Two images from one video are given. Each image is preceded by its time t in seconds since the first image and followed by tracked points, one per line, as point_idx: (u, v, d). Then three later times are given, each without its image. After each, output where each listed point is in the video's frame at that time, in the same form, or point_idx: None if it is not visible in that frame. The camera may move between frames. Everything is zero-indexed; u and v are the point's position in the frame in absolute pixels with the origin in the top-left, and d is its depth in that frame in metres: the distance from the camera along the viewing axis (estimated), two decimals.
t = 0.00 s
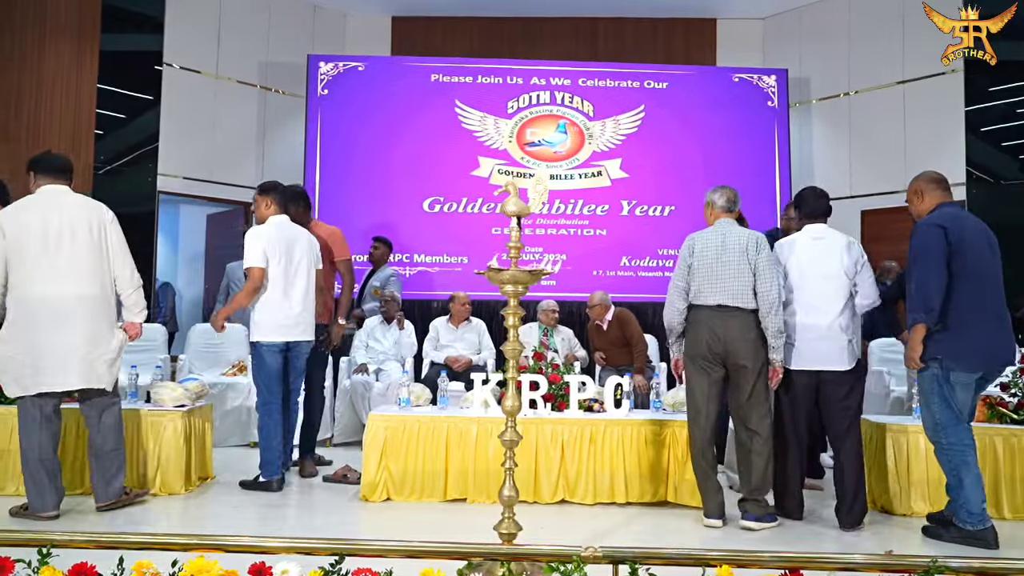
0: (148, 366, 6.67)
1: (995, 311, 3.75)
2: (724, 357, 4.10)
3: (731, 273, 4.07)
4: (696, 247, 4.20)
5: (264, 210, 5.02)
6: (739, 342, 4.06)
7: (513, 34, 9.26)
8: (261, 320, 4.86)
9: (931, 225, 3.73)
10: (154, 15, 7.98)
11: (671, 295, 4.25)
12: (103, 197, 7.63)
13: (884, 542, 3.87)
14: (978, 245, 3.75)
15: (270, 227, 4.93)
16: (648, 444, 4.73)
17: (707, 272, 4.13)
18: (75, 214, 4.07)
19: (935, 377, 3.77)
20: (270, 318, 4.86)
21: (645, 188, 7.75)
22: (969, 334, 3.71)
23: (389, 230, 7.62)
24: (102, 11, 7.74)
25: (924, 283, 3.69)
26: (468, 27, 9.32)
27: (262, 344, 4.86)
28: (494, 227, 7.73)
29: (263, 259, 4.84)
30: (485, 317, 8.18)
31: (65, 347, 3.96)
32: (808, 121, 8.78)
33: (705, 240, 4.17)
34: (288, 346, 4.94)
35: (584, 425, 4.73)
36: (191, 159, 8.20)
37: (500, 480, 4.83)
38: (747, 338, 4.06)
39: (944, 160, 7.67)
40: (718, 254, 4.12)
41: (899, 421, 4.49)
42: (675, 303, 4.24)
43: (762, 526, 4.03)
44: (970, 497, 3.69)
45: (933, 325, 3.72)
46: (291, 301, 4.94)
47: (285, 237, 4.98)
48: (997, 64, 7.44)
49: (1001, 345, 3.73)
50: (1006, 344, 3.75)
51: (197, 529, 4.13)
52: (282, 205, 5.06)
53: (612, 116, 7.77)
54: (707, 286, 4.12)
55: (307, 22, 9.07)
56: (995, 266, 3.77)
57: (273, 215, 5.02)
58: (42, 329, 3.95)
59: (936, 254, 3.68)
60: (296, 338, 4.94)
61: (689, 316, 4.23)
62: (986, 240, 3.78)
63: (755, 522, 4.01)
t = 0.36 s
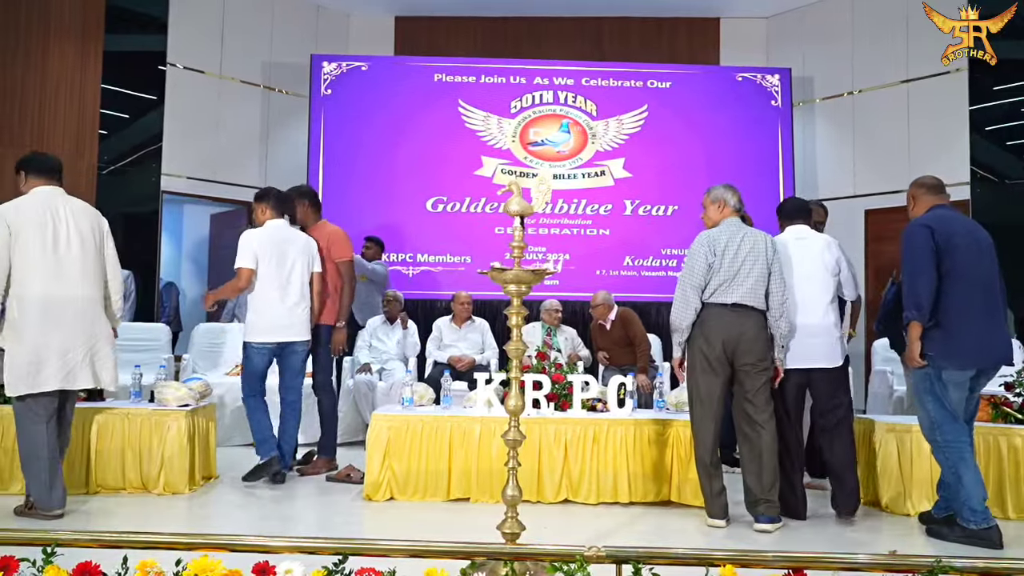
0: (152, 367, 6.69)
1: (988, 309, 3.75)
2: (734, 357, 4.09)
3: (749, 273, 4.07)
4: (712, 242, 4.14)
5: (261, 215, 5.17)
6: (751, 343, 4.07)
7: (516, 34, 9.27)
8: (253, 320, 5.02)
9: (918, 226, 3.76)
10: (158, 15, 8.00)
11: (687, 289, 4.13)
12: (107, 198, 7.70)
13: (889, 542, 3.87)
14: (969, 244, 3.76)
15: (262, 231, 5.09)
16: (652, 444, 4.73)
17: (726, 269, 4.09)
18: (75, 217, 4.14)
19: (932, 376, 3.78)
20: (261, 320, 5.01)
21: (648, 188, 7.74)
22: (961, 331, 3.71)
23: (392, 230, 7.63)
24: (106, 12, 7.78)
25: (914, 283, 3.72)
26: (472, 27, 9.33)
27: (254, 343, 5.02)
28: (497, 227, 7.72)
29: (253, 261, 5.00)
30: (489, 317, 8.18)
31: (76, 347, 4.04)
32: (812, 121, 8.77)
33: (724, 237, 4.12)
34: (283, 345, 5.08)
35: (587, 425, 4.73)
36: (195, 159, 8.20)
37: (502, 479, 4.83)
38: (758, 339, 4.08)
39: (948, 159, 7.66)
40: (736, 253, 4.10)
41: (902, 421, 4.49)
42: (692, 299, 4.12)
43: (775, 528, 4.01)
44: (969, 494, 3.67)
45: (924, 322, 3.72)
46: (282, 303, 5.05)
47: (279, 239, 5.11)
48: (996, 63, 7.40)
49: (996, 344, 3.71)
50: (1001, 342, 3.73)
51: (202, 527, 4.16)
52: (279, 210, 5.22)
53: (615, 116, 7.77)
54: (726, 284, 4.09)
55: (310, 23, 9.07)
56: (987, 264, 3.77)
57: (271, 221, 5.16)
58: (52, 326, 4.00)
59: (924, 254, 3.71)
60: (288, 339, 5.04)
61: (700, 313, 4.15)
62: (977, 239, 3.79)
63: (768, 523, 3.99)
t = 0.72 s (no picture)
0: (154, 367, 6.68)
1: (976, 311, 3.80)
2: (737, 358, 4.10)
3: (756, 273, 4.08)
4: (719, 241, 4.13)
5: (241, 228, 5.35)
6: (756, 343, 4.08)
7: (517, 34, 9.27)
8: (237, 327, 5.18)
9: (907, 228, 3.86)
10: (160, 16, 8.02)
11: (694, 287, 4.10)
12: (108, 199, 7.72)
13: (891, 542, 3.86)
14: (958, 247, 3.84)
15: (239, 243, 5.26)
16: (653, 444, 4.73)
17: (734, 269, 4.09)
18: (70, 217, 4.17)
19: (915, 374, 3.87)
20: (243, 326, 5.15)
21: (649, 188, 7.74)
22: (947, 332, 3.77)
23: (392, 230, 7.63)
24: (108, 12, 7.80)
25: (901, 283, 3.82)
26: (473, 27, 9.33)
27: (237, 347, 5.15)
28: (498, 227, 7.72)
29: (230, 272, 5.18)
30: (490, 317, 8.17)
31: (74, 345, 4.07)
32: (814, 121, 8.76)
33: (732, 237, 4.12)
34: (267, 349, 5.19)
35: (588, 425, 4.73)
36: (197, 159, 8.20)
37: (503, 480, 4.83)
38: (763, 339, 4.09)
39: (950, 159, 7.66)
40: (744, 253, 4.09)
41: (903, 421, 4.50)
42: (699, 297, 4.09)
43: (776, 528, 4.02)
44: (926, 485, 3.82)
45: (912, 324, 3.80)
46: (261, 309, 5.17)
47: (258, 248, 5.24)
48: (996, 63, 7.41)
49: (984, 346, 3.75)
50: (990, 343, 3.77)
51: (203, 528, 4.16)
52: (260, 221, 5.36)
53: (616, 116, 7.77)
54: (733, 284, 4.08)
55: (311, 23, 9.07)
56: (978, 268, 3.83)
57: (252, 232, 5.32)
58: (53, 323, 4.01)
59: (910, 257, 3.80)
60: (270, 342, 5.15)
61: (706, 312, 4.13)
62: (970, 243, 3.86)
63: (769, 524, 3.99)
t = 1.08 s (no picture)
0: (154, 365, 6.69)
1: (959, 307, 3.80)
2: (735, 356, 4.10)
3: (751, 271, 4.08)
4: (713, 240, 4.14)
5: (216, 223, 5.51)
6: (755, 341, 4.07)
7: (517, 32, 9.27)
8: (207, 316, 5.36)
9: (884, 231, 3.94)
10: (160, 13, 8.02)
11: (688, 287, 4.13)
12: (108, 196, 7.72)
13: (892, 539, 3.86)
14: (934, 243, 3.86)
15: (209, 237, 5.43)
16: (653, 442, 4.73)
17: (730, 268, 4.09)
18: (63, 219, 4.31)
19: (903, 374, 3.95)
20: (214, 316, 5.33)
21: (650, 186, 7.73)
22: (924, 330, 3.83)
23: (393, 228, 7.63)
24: (108, 10, 7.81)
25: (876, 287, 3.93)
26: (473, 25, 9.32)
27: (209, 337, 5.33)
28: (498, 225, 7.72)
29: (202, 263, 5.35)
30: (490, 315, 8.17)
31: (65, 339, 4.20)
32: (814, 118, 8.75)
33: (726, 235, 4.12)
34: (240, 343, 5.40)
35: (589, 423, 4.73)
36: (197, 157, 8.20)
37: (504, 477, 4.84)
38: (761, 338, 4.08)
39: (950, 157, 7.65)
40: (739, 252, 4.09)
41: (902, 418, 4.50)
42: (693, 296, 4.11)
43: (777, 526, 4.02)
44: (917, 485, 3.86)
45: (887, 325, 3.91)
46: (233, 301, 5.34)
47: (230, 244, 5.40)
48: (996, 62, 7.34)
49: (965, 342, 3.76)
50: (971, 337, 3.78)
51: (203, 526, 4.17)
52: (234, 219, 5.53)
53: (617, 114, 7.76)
54: (729, 282, 4.09)
55: (312, 20, 9.06)
56: (959, 262, 3.83)
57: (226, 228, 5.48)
58: (45, 319, 4.15)
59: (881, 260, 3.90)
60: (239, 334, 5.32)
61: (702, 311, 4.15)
62: (949, 237, 3.86)
63: (770, 522, 4.00)
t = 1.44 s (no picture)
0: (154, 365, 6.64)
1: (965, 309, 3.77)
2: (730, 355, 4.10)
3: (738, 270, 4.07)
4: (698, 242, 4.17)
5: (198, 222, 5.50)
6: (748, 339, 4.06)
7: (516, 31, 9.26)
8: (191, 312, 5.35)
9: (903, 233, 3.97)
10: (159, 12, 8.02)
11: (675, 291, 4.18)
12: (107, 195, 7.73)
13: (891, 538, 3.86)
14: (944, 242, 3.84)
15: (200, 235, 5.42)
16: (652, 441, 4.74)
17: (716, 269, 4.10)
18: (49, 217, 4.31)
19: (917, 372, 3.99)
20: (202, 313, 5.35)
21: (649, 185, 7.73)
22: (928, 330, 3.85)
23: (392, 228, 7.63)
24: (107, 9, 7.82)
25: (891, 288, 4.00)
26: (472, 24, 9.32)
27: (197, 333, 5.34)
28: (498, 224, 7.71)
29: (197, 260, 5.33)
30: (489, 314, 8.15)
31: (47, 338, 4.20)
32: (813, 117, 8.75)
33: (710, 237, 4.14)
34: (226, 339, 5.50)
35: (588, 422, 4.73)
36: (196, 156, 8.18)
37: (503, 476, 4.84)
38: (753, 336, 4.06)
39: (950, 156, 7.66)
40: (723, 253, 4.11)
41: (901, 418, 4.50)
42: (681, 299, 4.16)
43: (775, 525, 4.02)
44: (918, 483, 3.89)
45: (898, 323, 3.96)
46: (223, 300, 5.43)
47: (217, 245, 5.45)
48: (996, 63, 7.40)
49: (965, 344, 3.74)
50: (974, 338, 3.74)
51: (203, 525, 4.18)
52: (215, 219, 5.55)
53: (616, 113, 7.76)
54: (716, 283, 4.09)
55: (311, 19, 9.05)
56: (966, 262, 3.79)
57: (208, 228, 5.49)
58: (29, 315, 4.16)
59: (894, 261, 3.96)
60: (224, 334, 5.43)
61: (693, 314, 4.18)
62: (961, 236, 3.83)
63: (769, 520, 4.01)
